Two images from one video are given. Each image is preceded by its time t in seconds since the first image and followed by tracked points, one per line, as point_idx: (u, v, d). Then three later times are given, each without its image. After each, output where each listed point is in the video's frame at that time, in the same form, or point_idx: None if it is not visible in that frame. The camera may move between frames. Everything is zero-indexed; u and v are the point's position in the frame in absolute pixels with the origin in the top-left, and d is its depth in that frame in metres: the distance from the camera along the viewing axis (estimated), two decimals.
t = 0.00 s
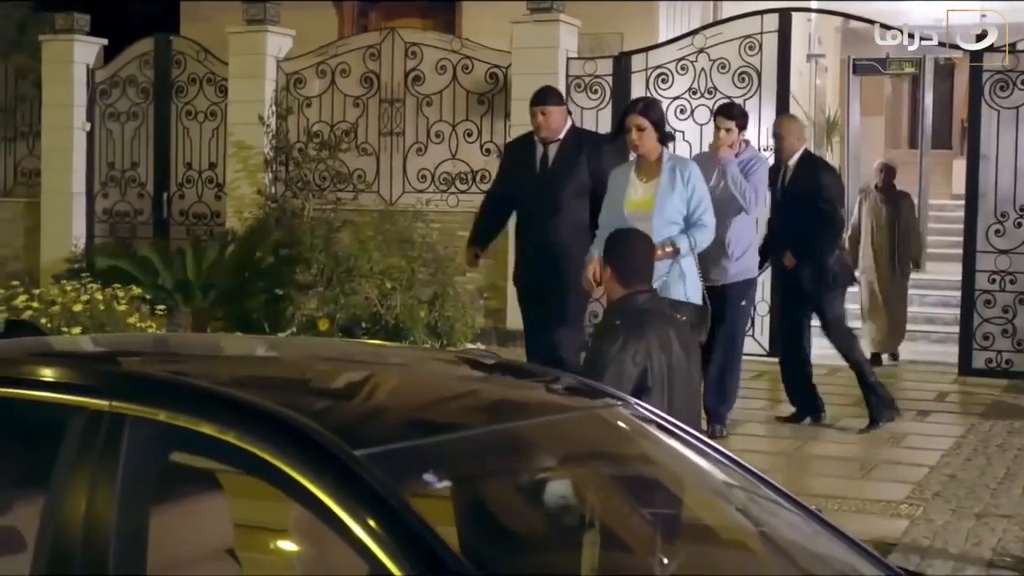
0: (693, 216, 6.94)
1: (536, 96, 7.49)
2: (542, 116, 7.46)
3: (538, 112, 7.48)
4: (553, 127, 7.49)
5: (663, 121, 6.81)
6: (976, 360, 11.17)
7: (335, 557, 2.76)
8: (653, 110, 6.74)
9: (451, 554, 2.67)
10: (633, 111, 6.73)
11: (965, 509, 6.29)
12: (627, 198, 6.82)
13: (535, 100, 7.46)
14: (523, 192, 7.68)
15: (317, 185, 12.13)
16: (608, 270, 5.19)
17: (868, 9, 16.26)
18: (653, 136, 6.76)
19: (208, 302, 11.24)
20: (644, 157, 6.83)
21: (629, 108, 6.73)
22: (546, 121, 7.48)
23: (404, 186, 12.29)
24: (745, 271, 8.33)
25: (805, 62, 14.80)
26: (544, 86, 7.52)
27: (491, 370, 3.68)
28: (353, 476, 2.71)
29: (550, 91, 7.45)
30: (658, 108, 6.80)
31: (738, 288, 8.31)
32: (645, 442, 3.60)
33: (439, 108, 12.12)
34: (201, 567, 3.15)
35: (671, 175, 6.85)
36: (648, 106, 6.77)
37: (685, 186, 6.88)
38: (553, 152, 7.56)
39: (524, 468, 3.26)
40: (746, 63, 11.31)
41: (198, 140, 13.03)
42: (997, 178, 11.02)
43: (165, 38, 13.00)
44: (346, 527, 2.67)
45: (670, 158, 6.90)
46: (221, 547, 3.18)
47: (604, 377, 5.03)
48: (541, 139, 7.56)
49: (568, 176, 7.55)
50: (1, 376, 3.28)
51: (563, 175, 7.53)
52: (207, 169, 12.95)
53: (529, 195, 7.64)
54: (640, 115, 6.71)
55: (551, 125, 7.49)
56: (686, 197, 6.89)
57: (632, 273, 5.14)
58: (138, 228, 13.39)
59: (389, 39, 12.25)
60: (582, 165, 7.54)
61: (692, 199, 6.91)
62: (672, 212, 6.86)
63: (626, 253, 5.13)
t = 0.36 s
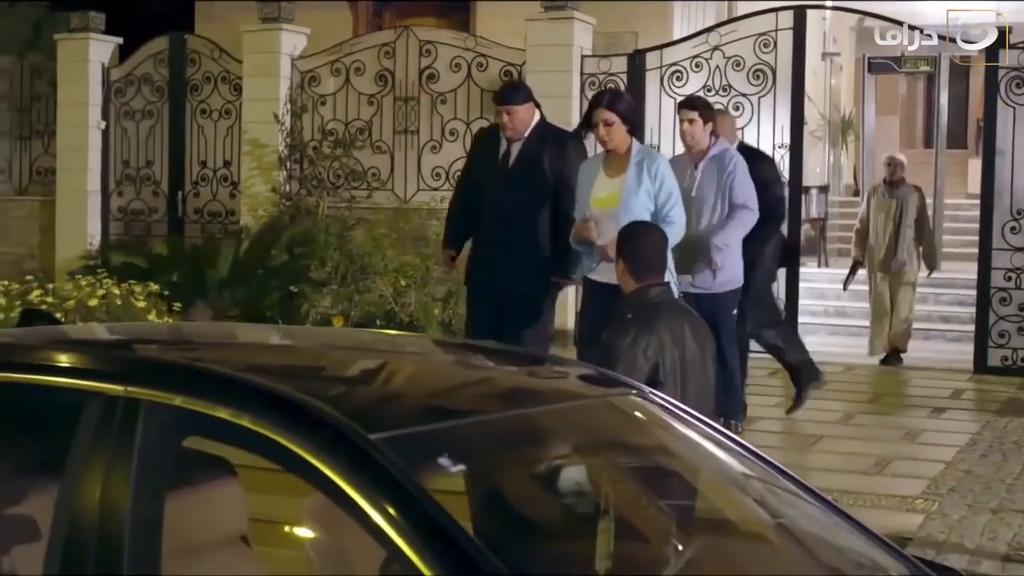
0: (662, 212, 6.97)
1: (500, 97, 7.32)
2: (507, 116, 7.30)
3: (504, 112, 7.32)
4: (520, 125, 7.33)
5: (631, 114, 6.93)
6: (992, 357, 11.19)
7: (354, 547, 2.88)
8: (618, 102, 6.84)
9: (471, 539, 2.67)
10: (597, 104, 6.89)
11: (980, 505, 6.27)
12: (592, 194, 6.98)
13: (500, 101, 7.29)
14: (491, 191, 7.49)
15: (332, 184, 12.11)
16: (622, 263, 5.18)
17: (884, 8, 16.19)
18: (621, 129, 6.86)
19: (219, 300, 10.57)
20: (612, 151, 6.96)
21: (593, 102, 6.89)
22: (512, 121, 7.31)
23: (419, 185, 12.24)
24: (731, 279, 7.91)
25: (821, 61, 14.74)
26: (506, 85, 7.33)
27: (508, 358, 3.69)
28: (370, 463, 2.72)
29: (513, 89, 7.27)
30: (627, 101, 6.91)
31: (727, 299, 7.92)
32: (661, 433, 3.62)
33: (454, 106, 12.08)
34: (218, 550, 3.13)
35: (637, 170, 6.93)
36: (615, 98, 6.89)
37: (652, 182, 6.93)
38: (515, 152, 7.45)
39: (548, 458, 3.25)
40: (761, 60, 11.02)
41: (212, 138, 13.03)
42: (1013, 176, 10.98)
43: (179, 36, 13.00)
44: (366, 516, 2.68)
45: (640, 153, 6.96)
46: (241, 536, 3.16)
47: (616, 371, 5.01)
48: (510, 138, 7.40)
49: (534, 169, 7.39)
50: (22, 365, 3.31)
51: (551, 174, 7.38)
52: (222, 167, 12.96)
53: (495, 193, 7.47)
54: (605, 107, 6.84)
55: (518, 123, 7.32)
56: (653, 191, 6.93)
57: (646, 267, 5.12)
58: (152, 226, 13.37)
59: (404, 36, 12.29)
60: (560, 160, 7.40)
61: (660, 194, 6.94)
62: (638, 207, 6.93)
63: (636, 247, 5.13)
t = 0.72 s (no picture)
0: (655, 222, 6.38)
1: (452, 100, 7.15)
2: (461, 119, 7.14)
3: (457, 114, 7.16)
4: (473, 129, 7.17)
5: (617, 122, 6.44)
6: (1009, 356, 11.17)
7: (370, 534, 2.91)
8: (601, 108, 6.39)
9: (492, 526, 2.66)
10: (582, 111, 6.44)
11: (999, 501, 6.26)
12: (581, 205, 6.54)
13: (454, 104, 7.12)
14: (451, 196, 7.30)
15: (349, 183, 12.07)
16: (645, 257, 5.15)
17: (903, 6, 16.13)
18: (607, 139, 6.39)
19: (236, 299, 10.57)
20: (599, 162, 6.46)
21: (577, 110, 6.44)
22: (466, 124, 7.15)
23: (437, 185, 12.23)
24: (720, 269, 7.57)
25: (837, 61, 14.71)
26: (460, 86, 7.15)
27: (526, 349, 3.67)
28: (389, 450, 2.72)
29: (468, 93, 7.10)
30: (612, 108, 6.45)
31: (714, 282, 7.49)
32: (680, 425, 3.61)
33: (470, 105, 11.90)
34: (235, 538, 3.17)
35: (624, 180, 6.40)
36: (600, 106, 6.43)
37: (640, 191, 6.37)
38: (476, 153, 7.25)
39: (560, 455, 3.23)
40: (778, 59, 10.97)
41: (229, 137, 13.01)
42: None
43: (196, 36, 12.98)
44: (387, 503, 2.68)
45: (628, 161, 6.42)
46: (259, 524, 3.20)
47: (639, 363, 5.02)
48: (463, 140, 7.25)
49: (493, 166, 7.20)
50: (36, 350, 3.30)
51: (512, 169, 7.17)
52: (239, 167, 12.92)
53: (456, 198, 7.28)
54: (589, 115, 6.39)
55: (472, 125, 7.16)
56: (643, 200, 6.37)
57: (671, 259, 5.10)
58: (170, 226, 13.36)
59: (421, 35, 12.17)
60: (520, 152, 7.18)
61: (651, 203, 6.35)
62: (626, 217, 6.40)
63: (658, 243, 5.10)
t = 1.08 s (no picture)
0: (645, 253, 6.06)
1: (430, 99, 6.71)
2: (445, 117, 6.68)
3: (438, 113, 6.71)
4: (457, 127, 6.72)
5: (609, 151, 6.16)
6: None
7: (391, 527, 2.94)
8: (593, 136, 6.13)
9: (517, 515, 2.68)
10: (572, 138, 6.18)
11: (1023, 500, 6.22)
12: (567, 236, 6.19)
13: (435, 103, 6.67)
14: (436, 198, 6.86)
15: (369, 184, 12.19)
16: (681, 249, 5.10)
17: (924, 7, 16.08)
18: (598, 167, 6.10)
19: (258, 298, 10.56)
20: (590, 191, 6.16)
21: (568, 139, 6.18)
22: (449, 122, 6.70)
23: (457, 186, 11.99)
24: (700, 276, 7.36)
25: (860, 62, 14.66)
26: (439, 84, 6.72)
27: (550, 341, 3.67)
28: (413, 437, 2.73)
29: (450, 88, 6.67)
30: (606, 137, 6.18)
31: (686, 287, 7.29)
32: (708, 420, 3.65)
33: (492, 106, 11.72)
34: (258, 528, 3.12)
35: (613, 209, 6.08)
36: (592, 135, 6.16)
37: (629, 223, 6.05)
38: (462, 157, 6.82)
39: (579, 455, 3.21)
40: (800, 59, 10.96)
41: (251, 138, 12.98)
42: None
43: (218, 38, 12.87)
44: (412, 492, 2.69)
45: (618, 191, 6.12)
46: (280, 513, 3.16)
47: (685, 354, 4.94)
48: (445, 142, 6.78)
49: (477, 171, 6.80)
50: (61, 338, 3.37)
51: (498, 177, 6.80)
52: (261, 167, 12.92)
53: (436, 203, 6.87)
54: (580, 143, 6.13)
55: (454, 123, 6.70)
56: (632, 230, 6.05)
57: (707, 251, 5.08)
58: (191, 227, 13.33)
59: (442, 37, 11.98)
60: (509, 160, 6.82)
61: (640, 235, 6.04)
62: (616, 247, 6.07)
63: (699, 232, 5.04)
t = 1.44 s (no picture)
0: (637, 294, 5.78)
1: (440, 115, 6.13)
2: (451, 137, 6.08)
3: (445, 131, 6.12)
4: (462, 151, 6.12)
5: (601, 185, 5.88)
6: None
7: (421, 521, 2.94)
8: (587, 168, 5.85)
9: (548, 503, 2.67)
10: (564, 169, 5.90)
11: None
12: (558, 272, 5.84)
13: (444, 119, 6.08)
14: (430, 219, 6.29)
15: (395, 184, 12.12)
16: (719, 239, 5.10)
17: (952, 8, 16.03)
18: (591, 199, 5.80)
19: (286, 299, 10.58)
20: (580, 225, 5.84)
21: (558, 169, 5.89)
22: (453, 143, 6.10)
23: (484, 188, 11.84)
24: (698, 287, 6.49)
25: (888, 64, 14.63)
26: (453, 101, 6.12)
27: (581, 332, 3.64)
28: (443, 426, 2.73)
29: (462, 108, 6.06)
30: (598, 170, 5.90)
31: (684, 298, 6.38)
32: (741, 414, 3.63)
33: (520, 108, 11.63)
34: (285, 516, 3.14)
35: (607, 246, 5.78)
36: (584, 166, 5.87)
37: (625, 262, 5.76)
38: (462, 180, 6.24)
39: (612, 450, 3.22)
40: (829, 60, 10.83)
41: (279, 139, 12.82)
42: None
43: (246, 40, 12.75)
44: (445, 482, 2.70)
45: (611, 227, 5.83)
46: (309, 502, 3.18)
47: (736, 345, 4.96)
48: (447, 163, 6.20)
49: (477, 201, 6.20)
50: (90, 328, 3.39)
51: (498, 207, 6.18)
52: (289, 169, 12.78)
53: (434, 236, 6.28)
54: (573, 173, 5.84)
55: (459, 146, 6.10)
56: (626, 269, 5.76)
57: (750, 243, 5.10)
58: (220, 227, 13.26)
59: (470, 38, 11.85)
60: (509, 187, 6.19)
61: (635, 275, 5.76)
62: (609, 287, 5.76)
63: (742, 226, 5.06)
